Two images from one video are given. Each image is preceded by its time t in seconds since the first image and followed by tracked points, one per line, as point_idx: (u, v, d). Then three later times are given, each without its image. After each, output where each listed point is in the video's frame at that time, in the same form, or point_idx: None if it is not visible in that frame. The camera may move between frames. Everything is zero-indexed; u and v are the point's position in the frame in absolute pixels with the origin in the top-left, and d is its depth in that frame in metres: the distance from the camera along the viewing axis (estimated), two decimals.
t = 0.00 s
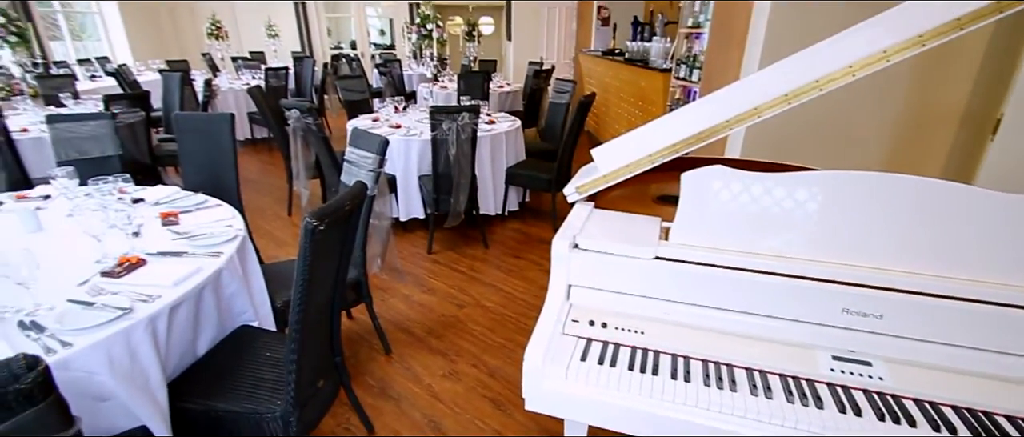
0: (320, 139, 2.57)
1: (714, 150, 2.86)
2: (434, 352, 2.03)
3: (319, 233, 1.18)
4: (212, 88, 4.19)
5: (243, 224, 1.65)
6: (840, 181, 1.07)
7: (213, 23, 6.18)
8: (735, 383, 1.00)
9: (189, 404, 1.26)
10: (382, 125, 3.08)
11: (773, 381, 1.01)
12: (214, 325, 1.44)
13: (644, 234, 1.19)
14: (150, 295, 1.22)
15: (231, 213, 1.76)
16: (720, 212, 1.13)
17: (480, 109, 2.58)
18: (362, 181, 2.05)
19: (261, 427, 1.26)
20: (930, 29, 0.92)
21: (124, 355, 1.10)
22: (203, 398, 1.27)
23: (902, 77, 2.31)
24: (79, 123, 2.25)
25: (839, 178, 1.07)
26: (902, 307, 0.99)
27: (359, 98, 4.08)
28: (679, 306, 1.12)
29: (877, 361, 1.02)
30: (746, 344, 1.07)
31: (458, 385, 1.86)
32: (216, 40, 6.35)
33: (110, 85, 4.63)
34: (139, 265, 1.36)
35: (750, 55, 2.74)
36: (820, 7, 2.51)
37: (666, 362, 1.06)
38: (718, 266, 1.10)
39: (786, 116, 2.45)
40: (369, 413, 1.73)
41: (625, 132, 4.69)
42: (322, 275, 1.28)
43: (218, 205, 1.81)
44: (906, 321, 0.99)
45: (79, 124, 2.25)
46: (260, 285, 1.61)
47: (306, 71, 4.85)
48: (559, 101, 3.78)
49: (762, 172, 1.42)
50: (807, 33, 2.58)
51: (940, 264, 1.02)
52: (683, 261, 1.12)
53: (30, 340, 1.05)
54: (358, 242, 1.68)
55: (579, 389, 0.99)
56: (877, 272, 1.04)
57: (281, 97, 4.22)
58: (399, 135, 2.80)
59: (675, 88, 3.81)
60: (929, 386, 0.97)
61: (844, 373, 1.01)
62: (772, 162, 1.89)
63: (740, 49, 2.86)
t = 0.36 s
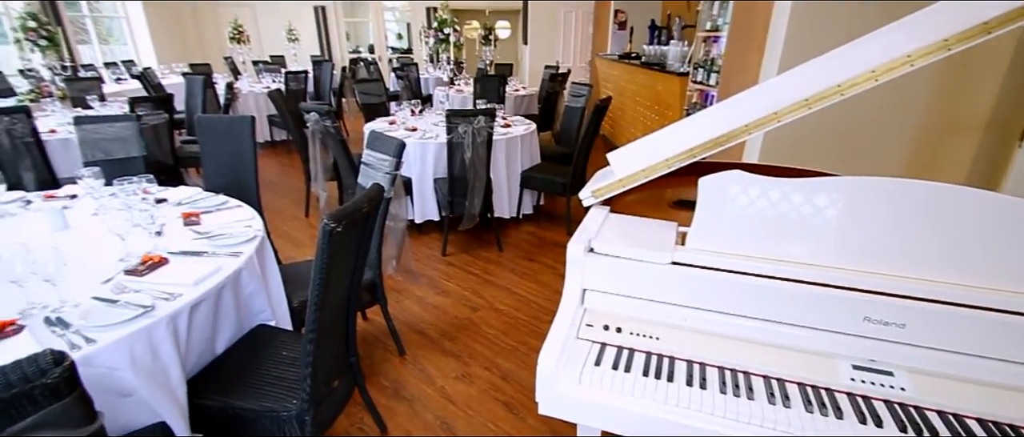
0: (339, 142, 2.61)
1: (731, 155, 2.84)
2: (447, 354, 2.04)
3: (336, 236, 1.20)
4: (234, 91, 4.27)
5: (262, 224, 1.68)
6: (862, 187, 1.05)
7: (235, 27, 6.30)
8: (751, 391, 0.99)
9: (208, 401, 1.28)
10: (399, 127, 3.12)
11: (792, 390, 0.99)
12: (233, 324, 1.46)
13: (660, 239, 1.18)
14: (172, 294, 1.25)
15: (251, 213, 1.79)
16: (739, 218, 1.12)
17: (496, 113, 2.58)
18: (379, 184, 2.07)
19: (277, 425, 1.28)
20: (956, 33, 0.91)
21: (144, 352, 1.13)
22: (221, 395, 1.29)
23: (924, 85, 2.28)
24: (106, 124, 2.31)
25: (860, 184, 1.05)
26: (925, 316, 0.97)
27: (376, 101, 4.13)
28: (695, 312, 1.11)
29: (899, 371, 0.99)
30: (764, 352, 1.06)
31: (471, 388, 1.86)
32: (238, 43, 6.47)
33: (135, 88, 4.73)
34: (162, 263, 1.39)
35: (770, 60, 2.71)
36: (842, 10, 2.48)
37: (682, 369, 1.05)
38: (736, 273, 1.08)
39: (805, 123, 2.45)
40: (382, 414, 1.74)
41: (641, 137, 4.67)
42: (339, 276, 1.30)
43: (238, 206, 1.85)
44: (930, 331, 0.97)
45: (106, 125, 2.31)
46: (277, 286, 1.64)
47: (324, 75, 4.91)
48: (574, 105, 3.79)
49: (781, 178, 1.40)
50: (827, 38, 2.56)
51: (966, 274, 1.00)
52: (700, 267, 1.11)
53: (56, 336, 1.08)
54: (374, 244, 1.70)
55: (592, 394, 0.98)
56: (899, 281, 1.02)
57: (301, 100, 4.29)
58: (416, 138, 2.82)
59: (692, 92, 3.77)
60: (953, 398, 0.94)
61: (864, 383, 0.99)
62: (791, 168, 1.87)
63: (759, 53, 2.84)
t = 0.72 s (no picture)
0: (357, 144, 2.63)
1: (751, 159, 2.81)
2: (461, 356, 2.04)
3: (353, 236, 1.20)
4: (256, 93, 4.36)
5: (282, 225, 1.71)
6: (886, 194, 1.03)
7: (258, 31, 6.42)
8: (771, 401, 0.97)
9: (227, 398, 1.30)
10: (417, 130, 3.15)
11: (812, 401, 0.97)
12: (253, 323, 1.49)
13: (680, 245, 1.17)
14: (194, 292, 1.27)
15: (271, 214, 1.82)
16: (760, 223, 1.10)
17: (513, 116, 2.60)
18: (397, 186, 2.09)
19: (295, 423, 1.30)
20: (986, 37, 0.88)
21: (167, 349, 1.15)
22: (239, 393, 1.31)
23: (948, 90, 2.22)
24: (134, 125, 2.38)
25: (884, 190, 1.03)
26: (953, 325, 0.94)
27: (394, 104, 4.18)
28: (715, 321, 1.09)
29: (924, 382, 0.97)
30: (783, 360, 1.04)
31: (485, 390, 1.86)
32: (260, 47, 6.59)
33: (161, 90, 4.85)
34: (185, 262, 1.42)
35: (792, 63, 2.68)
36: (867, 13, 2.43)
37: (701, 376, 1.03)
38: (755, 279, 1.07)
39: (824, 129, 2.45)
40: (397, 414, 1.75)
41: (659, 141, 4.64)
42: (355, 277, 1.30)
43: (259, 207, 1.88)
44: (957, 341, 0.95)
45: (133, 127, 2.38)
46: (297, 285, 1.66)
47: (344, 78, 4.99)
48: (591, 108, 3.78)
49: (802, 183, 1.38)
50: (851, 42, 2.52)
51: (994, 283, 0.98)
52: (719, 273, 1.09)
53: (83, 331, 1.11)
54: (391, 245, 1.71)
55: (608, 400, 0.97)
56: (925, 290, 0.99)
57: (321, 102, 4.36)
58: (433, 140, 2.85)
59: (711, 95, 3.74)
60: (980, 410, 0.92)
61: (889, 395, 0.96)
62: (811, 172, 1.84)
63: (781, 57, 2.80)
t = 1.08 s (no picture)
0: (374, 147, 2.66)
1: (768, 164, 2.77)
2: (475, 359, 2.05)
3: (370, 236, 1.21)
4: (276, 97, 4.44)
5: (301, 226, 1.73)
6: (908, 201, 1.02)
7: (279, 36, 6.53)
8: (790, 410, 0.95)
9: (244, 396, 1.32)
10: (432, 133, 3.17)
11: (833, 410, 0.95)
12: (270, 322, 1.51)
13: (697, 251, 1.16)
14: (214, 291, 1.29)
15: (289, 216, 1.84)
16: (779, 230, 1.09)
17: (528, 120, 2.62)
18: (412, 189, 2.10)
19: (309, 422, 1.31)
20: (1014, 41, 0.86)
21: (187, 347, 1.17)
22: (255, 391, 1.33)
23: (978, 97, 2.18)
24: (158, 127, 2.43)
25: (906, 197, 1.02)
26: (979, 336, 0.92)
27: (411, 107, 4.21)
28: (732, 328, 1.08)
29: (950, 394, 0.94)
30: (802, 368, 1.02)
31: (498, 393, 1.86)
32: (280, 51, 6.70)
33: (185, 94, 4.97)
34: (206, 262, 1.45)
35: (811, 69, 2.66)
36: (888, 17, 2.40)
37: (717, 383, 1.01)
38: (773, 286, 1.05)
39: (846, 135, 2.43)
40: (410, 416, 1.76)
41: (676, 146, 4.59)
42: (371, 279, 1.32)
43: (278, 209, 1.91)
44: (983, 352, 0.92)
45: (157, 129, 2.43)
46: (313, 286, 1.68)
47: (362, 82, 5.06)
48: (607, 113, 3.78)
49: (822, 189, 1.36)
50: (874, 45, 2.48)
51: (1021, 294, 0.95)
52: (736, 279, 1.08)
53: (107, 328, 1.14)
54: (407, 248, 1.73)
55: (622, 405, 0.96)
56: (950, 299, 0.97)
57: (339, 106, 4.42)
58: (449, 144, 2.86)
59: (729, 99, 3.70)
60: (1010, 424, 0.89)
61: (912, 406, 0.94)
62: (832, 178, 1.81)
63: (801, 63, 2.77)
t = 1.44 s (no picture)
0: (390, 151, 2.69)
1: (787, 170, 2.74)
2: (488, 363, 2.05)
3: (386, 240, 1.23)
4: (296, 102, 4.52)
5: (318, 229, 1.76)
6: (932, 209, 1.00)
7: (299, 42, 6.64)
8: (809, 421, 0.93)
9: (261, 396, 1.34)
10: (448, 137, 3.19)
11: (853, 422, 0.93)
12: (287, 323, 1.52)
13: (714, 257, 1.14)
14: (234, 292, 1.32)
15: (307, 218, 1.87)
16: (798, 237, 1.08)
17: (544, 124, 2.63)
18: (427, 193, 2.10)
19: (323, 424, 1.32)
20: None
21: (206, 346, 1.19)
22: (272, 391, 1.35)
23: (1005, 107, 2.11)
24: (181, 132, 2.49)
25: (930, 205, 1.00)
26: (1006, 347, 0.90)
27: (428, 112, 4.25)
28: (749, 336, 1.06)
29: (975, 407, 0.92)
30: (822, 378, 1.00)
31: (511, 398, 1.86)
32: (300, 57, 6.83)
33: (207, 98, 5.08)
34: (224, 263, 1.47)
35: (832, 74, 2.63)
36: (909, 25, 2.41)
37: (734, 392, 1.00)
38: (792, 294, 1.04)
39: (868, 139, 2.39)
40: (423, 419, 1.76)
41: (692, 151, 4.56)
42: (386, 282, 1.33)
43: (296, 211, 1.93)
44: (1010, 364, 0.90)
45: (180, 133, 2.49)
46: (329, 288, 1.70)
47: (380, 87, 5.12)
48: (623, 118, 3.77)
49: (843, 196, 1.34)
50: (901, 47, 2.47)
51: None
52: (754, 286, 1.07)
53: (129, 327, 1.17)
54: (421, 251, 1.74)
55: (636, 412, 0.95)
56: (975, 310, 0.95)
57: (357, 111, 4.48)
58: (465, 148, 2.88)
59: (747, 105, 3.66)
60: None
61: (936, 418, 0.91)
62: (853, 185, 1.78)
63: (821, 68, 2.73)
